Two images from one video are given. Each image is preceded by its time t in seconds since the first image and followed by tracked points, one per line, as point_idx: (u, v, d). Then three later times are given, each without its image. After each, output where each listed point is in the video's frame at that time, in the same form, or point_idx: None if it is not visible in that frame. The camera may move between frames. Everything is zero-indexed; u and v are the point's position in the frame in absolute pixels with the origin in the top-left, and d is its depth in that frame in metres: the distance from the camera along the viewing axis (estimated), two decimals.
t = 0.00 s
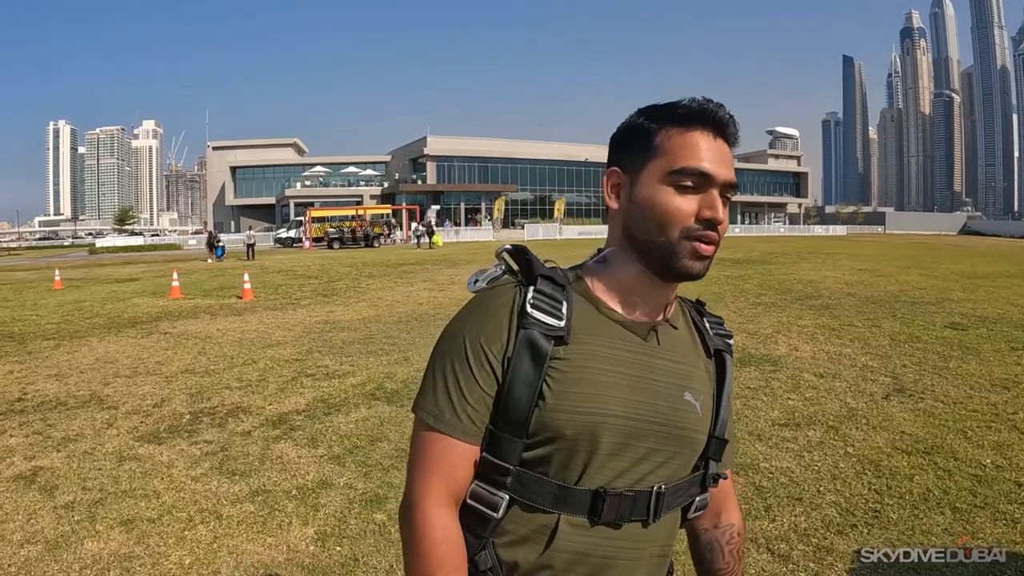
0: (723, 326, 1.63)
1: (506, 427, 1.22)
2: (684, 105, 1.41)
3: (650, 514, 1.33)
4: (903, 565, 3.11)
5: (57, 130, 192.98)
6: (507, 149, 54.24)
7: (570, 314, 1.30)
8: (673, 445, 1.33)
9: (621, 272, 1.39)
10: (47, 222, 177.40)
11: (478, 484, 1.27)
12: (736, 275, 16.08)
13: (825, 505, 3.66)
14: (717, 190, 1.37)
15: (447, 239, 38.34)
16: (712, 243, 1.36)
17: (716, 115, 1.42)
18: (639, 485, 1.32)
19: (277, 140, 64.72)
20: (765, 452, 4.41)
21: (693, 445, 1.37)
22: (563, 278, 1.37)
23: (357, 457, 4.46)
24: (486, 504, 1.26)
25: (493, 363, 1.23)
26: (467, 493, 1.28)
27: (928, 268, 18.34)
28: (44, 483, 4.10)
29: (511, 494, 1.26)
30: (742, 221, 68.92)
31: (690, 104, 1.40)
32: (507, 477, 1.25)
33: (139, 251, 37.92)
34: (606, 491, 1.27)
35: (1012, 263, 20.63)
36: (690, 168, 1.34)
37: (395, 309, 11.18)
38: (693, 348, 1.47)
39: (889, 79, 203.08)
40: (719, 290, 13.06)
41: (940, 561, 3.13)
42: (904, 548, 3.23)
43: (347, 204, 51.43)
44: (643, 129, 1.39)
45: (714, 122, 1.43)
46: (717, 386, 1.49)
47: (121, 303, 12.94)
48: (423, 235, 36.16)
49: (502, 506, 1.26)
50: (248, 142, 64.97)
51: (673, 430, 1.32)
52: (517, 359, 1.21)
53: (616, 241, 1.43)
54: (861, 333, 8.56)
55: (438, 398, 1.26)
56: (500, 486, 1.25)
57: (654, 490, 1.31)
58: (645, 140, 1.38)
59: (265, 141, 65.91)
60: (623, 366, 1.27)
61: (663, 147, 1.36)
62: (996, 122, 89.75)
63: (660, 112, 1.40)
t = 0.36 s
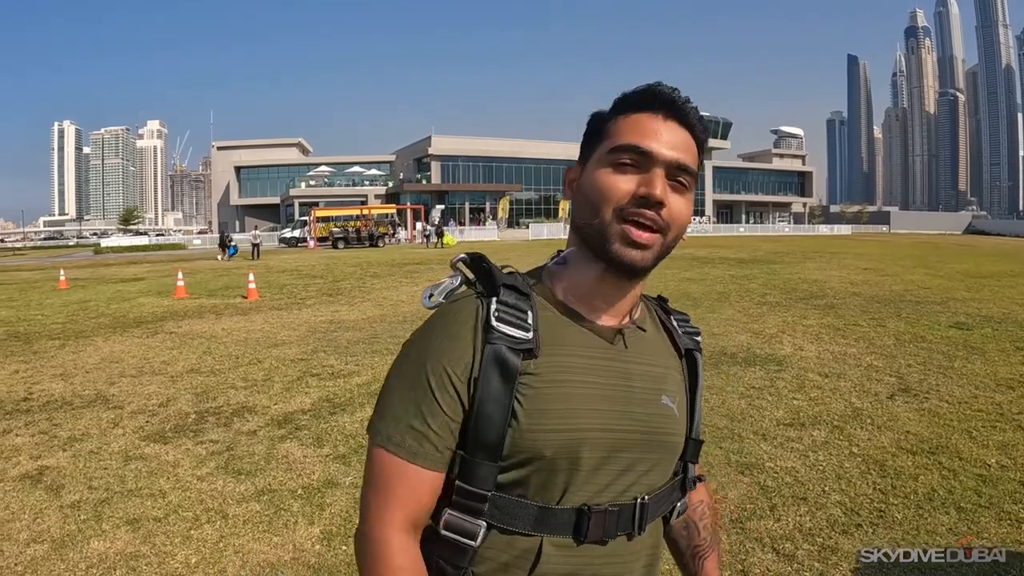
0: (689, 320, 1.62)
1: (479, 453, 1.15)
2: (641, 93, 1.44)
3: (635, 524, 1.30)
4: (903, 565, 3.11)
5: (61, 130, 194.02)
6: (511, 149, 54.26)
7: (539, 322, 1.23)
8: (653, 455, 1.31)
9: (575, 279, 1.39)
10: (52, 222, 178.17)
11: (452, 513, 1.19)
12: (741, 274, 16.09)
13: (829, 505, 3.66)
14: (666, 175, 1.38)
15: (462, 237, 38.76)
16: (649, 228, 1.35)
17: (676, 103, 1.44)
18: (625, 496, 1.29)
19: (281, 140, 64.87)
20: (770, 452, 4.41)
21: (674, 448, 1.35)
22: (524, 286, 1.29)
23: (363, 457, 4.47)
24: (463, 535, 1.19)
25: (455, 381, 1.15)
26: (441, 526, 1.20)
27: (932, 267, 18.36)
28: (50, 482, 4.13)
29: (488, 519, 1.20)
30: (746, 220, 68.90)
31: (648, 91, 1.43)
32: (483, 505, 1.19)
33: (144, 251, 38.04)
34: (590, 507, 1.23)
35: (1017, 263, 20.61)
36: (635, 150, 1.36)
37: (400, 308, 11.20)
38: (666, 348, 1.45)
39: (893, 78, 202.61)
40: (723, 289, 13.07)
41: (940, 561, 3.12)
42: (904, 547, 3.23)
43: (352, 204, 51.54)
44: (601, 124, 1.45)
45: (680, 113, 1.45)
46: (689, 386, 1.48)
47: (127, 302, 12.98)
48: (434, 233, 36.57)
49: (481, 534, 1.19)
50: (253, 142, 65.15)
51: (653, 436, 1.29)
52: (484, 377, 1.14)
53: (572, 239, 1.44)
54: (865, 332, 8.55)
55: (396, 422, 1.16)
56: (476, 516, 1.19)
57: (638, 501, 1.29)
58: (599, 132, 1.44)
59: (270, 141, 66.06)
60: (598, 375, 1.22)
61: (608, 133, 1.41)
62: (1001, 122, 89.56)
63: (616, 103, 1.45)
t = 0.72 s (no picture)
0: (646, 311, 1.60)
1: (386, 460, 1.35)
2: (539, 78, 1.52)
3: (555, 547, 1.39)
4: (904, 565, 3.09)
5: (64, 129, 194.33)
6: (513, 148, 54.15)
7: (444, 338, 1.40)
8: (573, 473, 1.39)
9: (482, 280, 1.57)
10: (54, 222, 178.18)
11: (374, 519, 1.39)
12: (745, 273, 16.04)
13: (835, 503, 3.66)
14: (571, 172, 1.48)
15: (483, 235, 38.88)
16: (555, 227, 1.45)
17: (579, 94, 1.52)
18: (541, 518, 1.39)
19: (284, 139, 64.79)
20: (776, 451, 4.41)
21: (601, 464, 1.41)
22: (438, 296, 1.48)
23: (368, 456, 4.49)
24: (383, 538, 1.38)
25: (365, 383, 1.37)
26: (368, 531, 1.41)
27: (936, 266, 18.34)
28: (57, 482, 4.15)
29: (403, 527, 1.38)
30: (749, 219, 68.78)
31: (546, 79, 1.51)
32: (396, 507, 1.38)
33: (147, 250, 37.97)
34: (495, 528, 1.35)
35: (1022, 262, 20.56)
36: (537, 152, 1.47)
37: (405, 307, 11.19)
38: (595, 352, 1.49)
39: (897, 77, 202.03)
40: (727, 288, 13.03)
41: (943, 560, 3.12)
42: (906, 546, 3.21)
43: (355, 203, 51.49)
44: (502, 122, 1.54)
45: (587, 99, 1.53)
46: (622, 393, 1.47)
47: (131, 302, 12.97)
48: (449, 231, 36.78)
49: (399, 541, 1.38)
50: (256, 141, 65.13)
51: (564, 449, 1.38)
52: (386, 386, 1.34)
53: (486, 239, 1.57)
54: (870, 331, 8.53)
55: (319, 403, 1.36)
56: (390, 518, 1.38)
57: (554, 523, 1.38)
58: (505, 123, 1.53)
59: (272, 140, 65.97)
60: (497, 385, 1.37)
61: (510, 128, 1.51)
62: (1006, 120, 89.31)
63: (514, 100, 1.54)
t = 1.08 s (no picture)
0: (652, 317, 1.51)
1: (373, 461, 1.31)
2: (495, 67, 1.48)
3: (547, 551, 1.32)
4: (906, 564, 3.09)
5: (64, 128, 194.37)
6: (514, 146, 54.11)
7: (429, 338, 1.35)
8: (566, 477, 1.32)
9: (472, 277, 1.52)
10: (55, 221, 178.25)
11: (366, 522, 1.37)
12: (746, 271, 16.06)
13: (839, 501, 3.66)
14: (519, 157, 1.41)
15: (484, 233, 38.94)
16: (507, 215, 1.39)
17: (531, 75, 1.44)
18: (531, 519, 1.33)
19: (284, 138, 64.79)
20: (779, 449, 4.41)
21: (595, 470, 1.34)
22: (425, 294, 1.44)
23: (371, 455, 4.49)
24: (375, 541, 1.36)
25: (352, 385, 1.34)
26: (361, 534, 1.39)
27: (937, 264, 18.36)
28: (59, 481, 4.15)
29: (395, 530, 1.35)
30: (750, 217, 68.81)
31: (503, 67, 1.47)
32: (386, 510, 1.35)
33: (148, 249, 38.02)
34: (483, 529, 1.29)
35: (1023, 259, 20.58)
36: (484, 141, 1.44)
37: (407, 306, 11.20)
38: (593, 356, 1.40)
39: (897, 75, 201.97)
40: (728, 286, 13.03)
41: (944, 560, 3.11)
42: (907, 546, 3.20)
43: (356, 202, 51.51)
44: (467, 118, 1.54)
45: (544, 80, 1.44)
46: (633, 396, 1.41)
47: (133, 301, 12.99)
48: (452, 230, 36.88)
49: (392, 543, 1.35)
50: (256, 141, 65.13)
51: (558, 454, 1.30)
52: (371, 387, 1.31)
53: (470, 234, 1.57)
54: (872, 329, 8.53)
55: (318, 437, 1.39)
56: (381, 519, 1.36)
57: (546, 526, 1.32)
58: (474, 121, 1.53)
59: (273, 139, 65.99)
60: (488, 388, 1.30)
61: (473, 121, 1.49)
62: (1006, 118, 89.30)
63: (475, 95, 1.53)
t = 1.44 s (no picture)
0: (678, 307, 1.58)
1: (423, 456, 1.28)
2: (532, 72, 1.47)
3: (599, 530, 1.33)
4: (906, 564, 3.06)
5: (62, 128, 194.23)
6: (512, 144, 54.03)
7: (478, 332, 1.32)
8: (616, 459, 1.34)
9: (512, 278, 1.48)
10: (54, 220, 178.23)
11: (412, 518, 1.32)
12: (745, 269, 16.03)
13: (839, 500, 3.65)
14: (554, 163, 1.39)
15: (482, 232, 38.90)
16: (546, 219, 1.37)
17: (569, 79, 1.42)
18: (583, 502, 1.33)
19: (283, 137, 64.77)
20: (778, 447, 4.40)
21: (642, 453, 1.37)
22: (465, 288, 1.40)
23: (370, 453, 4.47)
24: (422, 537, 1.30)
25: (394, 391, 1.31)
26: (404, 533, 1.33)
27: (936, 262, 18.32)
28: (57, 481, 4.14)
29: (444, 523, 1.30)
30: (749, 215, 68.75)
31: (545, 69, 1.44)
32: (435, 504, 1.31)
33: (147, 249, 38.02)
34: (542, 513, 1.28)
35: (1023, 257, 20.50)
36: (521, 146, 1.42)
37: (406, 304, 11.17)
38: (638, 342, 1.43)
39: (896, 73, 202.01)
40: (728, 284, 13.01)
41: (944, 560, 3.09)
42: (907, 546, 3.18)
43: (354, 201, 51.47)
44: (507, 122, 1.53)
45: (580, 84, 1.43)
46: (670, 380, 1.46)
47: (131, 300, 12.97)
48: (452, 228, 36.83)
49: (440, 538, 1.30)
50: (255, 140, 65.07)
51: (603, 439, 1.31)
52: (421, 382, 1.26)
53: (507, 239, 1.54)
54: (871, 327, 8.53)
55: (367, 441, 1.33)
56: (429, 514, 1.31)
57: (599, 507, 1.33)
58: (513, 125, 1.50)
59: (272, 138, 65.92)
60: (540, 379, 1.28)
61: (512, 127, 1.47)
62: (1005, 116, 89.22)
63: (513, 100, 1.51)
